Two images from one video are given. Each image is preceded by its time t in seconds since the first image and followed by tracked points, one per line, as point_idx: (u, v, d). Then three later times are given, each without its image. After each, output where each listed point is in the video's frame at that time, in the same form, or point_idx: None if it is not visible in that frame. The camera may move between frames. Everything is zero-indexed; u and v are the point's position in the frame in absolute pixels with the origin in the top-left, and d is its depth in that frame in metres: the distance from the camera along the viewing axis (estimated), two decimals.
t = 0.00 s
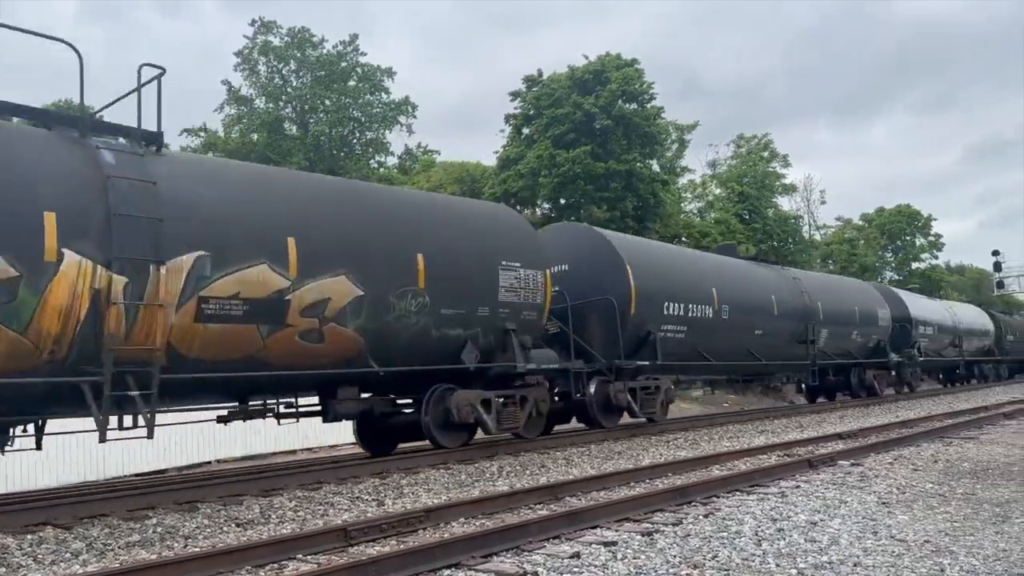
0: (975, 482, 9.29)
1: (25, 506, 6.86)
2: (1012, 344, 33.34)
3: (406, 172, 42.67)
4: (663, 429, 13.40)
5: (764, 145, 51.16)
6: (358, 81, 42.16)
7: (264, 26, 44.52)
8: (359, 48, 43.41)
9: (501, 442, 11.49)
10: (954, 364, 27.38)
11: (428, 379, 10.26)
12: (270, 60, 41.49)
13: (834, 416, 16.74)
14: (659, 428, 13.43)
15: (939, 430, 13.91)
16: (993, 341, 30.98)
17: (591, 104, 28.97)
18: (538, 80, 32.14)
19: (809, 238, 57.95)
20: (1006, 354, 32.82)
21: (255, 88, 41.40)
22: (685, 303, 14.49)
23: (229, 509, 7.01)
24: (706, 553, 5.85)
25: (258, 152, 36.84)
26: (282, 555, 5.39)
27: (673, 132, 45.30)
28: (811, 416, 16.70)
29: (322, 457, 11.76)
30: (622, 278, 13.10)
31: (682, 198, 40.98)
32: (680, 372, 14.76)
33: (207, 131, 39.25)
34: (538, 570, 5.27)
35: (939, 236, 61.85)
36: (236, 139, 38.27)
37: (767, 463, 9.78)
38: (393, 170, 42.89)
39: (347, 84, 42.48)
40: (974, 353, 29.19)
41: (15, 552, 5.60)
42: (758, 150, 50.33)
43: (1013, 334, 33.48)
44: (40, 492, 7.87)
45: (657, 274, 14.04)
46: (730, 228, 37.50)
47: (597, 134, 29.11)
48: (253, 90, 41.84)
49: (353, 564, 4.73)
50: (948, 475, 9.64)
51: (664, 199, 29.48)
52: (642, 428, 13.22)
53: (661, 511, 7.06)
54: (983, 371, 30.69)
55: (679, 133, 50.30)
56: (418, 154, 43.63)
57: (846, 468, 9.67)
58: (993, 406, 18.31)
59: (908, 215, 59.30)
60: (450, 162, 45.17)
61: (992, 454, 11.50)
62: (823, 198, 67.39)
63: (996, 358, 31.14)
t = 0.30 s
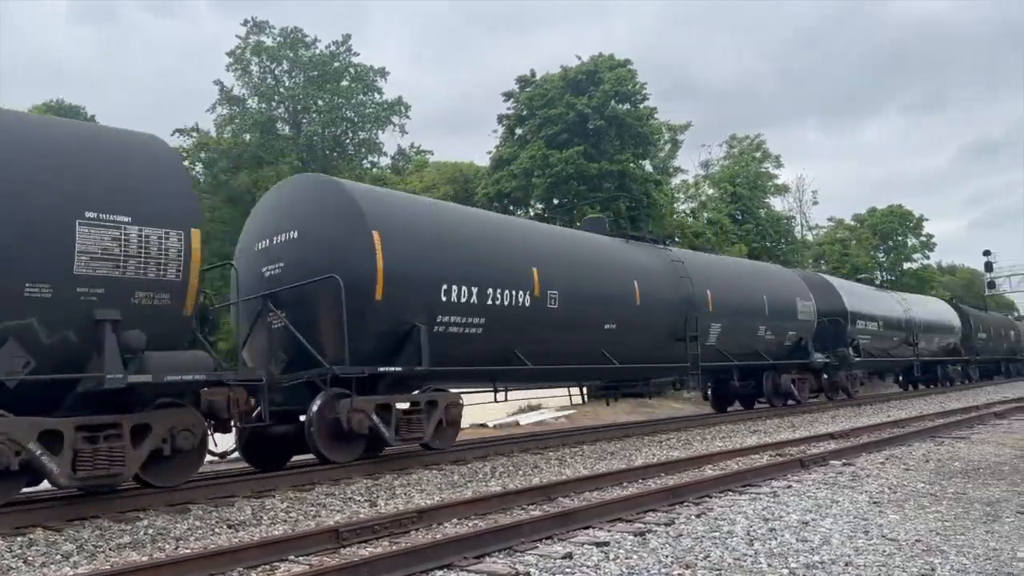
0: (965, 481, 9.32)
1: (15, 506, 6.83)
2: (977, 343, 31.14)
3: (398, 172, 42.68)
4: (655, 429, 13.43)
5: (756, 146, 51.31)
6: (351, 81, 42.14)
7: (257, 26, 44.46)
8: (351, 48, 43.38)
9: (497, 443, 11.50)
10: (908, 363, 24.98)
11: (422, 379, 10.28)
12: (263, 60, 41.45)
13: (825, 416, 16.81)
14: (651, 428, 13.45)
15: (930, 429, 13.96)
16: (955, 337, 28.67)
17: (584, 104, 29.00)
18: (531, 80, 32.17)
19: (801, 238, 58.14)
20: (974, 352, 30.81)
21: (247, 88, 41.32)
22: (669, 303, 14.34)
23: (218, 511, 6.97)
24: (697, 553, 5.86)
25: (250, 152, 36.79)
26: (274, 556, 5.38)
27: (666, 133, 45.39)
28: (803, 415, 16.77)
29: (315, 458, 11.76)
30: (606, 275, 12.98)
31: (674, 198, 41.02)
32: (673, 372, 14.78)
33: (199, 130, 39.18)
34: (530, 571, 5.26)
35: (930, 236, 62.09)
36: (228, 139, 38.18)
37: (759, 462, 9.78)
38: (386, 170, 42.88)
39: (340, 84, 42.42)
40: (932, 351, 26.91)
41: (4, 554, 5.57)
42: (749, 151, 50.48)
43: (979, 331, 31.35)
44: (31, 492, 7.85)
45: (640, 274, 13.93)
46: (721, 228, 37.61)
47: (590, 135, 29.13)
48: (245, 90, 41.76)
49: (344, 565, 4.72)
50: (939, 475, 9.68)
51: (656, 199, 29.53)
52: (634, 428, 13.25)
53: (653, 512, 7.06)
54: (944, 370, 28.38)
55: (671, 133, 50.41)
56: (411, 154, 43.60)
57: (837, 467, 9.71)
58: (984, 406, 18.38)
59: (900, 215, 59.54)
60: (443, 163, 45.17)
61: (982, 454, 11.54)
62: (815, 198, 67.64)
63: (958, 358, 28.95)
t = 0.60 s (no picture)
0: (956, 480, 9.36)
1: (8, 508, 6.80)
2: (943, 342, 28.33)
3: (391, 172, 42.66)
4: (648, 429, 13.43)
5: (748, 146, 51.43)
6: (344, 81, 42.10)
7: (249, 25, 44.36)
8: (344, 48, 43.32)
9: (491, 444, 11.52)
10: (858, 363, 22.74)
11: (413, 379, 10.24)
12: (255, 60, 41.34)
13: (817, 415, 16.87)
14: (644, 428, 13.46)
15: (921, 428, 14.02)
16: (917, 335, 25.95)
17: (577, 105, 29.03)
18: (524, 80, 32.17)
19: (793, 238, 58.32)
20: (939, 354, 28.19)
21: (239, 88, 41.22)
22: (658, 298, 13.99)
23: (210, 511, 6.96)
24: (689, 552, 5.87)
25: (243, 151, 36.73)
26: (266, 556, 5.37)
27: (658, 133, 45.48)
28: (795, 415, 16.82)
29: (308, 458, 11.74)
30: (599, 268, 12.82)
31: (667, 198, 41.08)
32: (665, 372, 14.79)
33: (191, 130, 39.07)
34: (522, 571, 5.26)
35: (921, 236, 62.34)
36: (219, 138, 38.07)
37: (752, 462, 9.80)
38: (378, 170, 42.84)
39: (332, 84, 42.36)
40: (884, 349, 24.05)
41: None
42: (741, 151, 50.61)
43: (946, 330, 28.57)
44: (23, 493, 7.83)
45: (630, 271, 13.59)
46: (714, 228, 37.73)
47: (583, 135, 29.15)
48: (237, 90, 41.63)
49: (336, 565, 4.72)
50: (930, 474, 9.72)
51: (649, 199, 29.58)
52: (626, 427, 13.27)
53: (645, 511, 7.07)
54: (901, 371, 25.63)
55: (664, 133, 50.50)
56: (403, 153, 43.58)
57: (830, 467, 9.73)
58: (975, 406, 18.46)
59: (891, 214, 59.79)
60: (436, 163, 45.14)
61: (973, 453, 11.58)
62: (807, 198, 67.82)
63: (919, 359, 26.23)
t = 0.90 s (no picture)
0: (947, 479, 9.41)
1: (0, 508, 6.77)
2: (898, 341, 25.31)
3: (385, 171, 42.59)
4: (641, 428, 13.45)
5: (741, 146, 51.53)
6: (337, 80, 42.01)
7: (241, 23, 44.21)
8: (337, 47, 43.21)
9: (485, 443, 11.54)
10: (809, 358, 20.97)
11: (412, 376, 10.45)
12: (248, 59, 41.17)
13: (809, 414, 16.92)
14: (636, 427, 13.48)
15: (913, 426, 14.08)
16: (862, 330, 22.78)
17: (570, 105, 29.04)
18: (518, 80, 32.17)
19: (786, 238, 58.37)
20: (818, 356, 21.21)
21: (231, 87, 41.04)
22: (633, 289, 14.05)
23: (203, 512, 6.94)
24: (683, 551, 5.88)
25: (235, 151, 36.61)
26: (260, 557, 5.37)
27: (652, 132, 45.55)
28: (788, 414, 16.87)
29: (301, 458, 11.71)
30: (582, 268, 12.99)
31: (660, 198, 41.14)
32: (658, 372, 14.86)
33: (183, 129, 38.88)
34: (516, 570, 5.26)
35: (913, 235, 62.54)
36: (211, 138, 37.95)
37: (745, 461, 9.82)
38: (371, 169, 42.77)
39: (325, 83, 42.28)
40: (819, 346, 20.90)
41: None
42: (734, 151, 50.72)
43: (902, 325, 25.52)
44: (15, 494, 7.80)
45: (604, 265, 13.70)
46: (707, 227, 37.83)
47: (576, 135, 29.16)
48: (229, 89, 41.44)
49: (330, 565, 4.71)
50: (921, 473, 9.76)
51: (642, 198, 29.61)
52: (619, 427, 13.28)
53: (639, 510, 7.09)
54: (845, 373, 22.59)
55: (657, 132, 50.57)
56: (396, 153, 43.53)
57: (822, 465, 9.76)
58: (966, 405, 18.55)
59: (884, 214, 60.01)
60: (429, 162, 45.08)
61: (965, 451, 11.64)
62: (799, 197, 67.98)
63: (865, 360, 23.10)
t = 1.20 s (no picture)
0: (939, 478, 9.44)
1: None
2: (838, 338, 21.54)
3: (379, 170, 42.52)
4: (635, 428, 13.44)
5: (734, 146, 51.67)
6: (330, 79, 41.95)
7: (235, 22, 44.09)
8: (331, 46, 43.14)
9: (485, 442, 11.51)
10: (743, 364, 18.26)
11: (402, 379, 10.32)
12: (241, 58, 41.06)
13: (803, 413, 16.94)
14: (631, 427, 13.46)
15: (905, 426, 14.12)
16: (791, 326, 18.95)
17: (564, 104, 29.05)
18: (512, 80, 32.18)
19: (779, 237, 58.45)
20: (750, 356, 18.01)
21: (225, 86, 40.92)
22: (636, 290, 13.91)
23: (194, 512, 6.89)
24: (676, 550, 5.90)
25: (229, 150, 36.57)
26: (253, 557, 5.36)
27: (646, 132, 45.59)
28: (782, 413, 16.90)
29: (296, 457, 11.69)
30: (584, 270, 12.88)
31: (654, 197, 41.18)
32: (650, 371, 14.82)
33: (176, 128, 38.76)
34: (510, 569, 5.27)
35: (905, 235, 62.78)
36: (205, 137, 37.88)
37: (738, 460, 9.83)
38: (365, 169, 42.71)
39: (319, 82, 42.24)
40: (741, 342, 17.24)
41: None
42: (728, 151, 50.83)
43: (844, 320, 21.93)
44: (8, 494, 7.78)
45: (600, 266, 13.41)
46: (700, 227, 37.89)
47: (570, 134, 29.17)
48: (222, 87, 41.32)
49: (324, 564, 4.71)
50: (913, 471, 9.80)
51: (636, 198, 29.67)
52: (613, 426, 13.25)
53: (632, 510, 7.09)
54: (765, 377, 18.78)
55: (651, 132, 50.62)
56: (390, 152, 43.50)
57: (814, 464, 9.79)
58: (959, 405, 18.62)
59: (877, 214, 60.24)
60: (423, 161, 45.04)
61: (957, 450, 11.68)
62: (793, 197, 68.15)
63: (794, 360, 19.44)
